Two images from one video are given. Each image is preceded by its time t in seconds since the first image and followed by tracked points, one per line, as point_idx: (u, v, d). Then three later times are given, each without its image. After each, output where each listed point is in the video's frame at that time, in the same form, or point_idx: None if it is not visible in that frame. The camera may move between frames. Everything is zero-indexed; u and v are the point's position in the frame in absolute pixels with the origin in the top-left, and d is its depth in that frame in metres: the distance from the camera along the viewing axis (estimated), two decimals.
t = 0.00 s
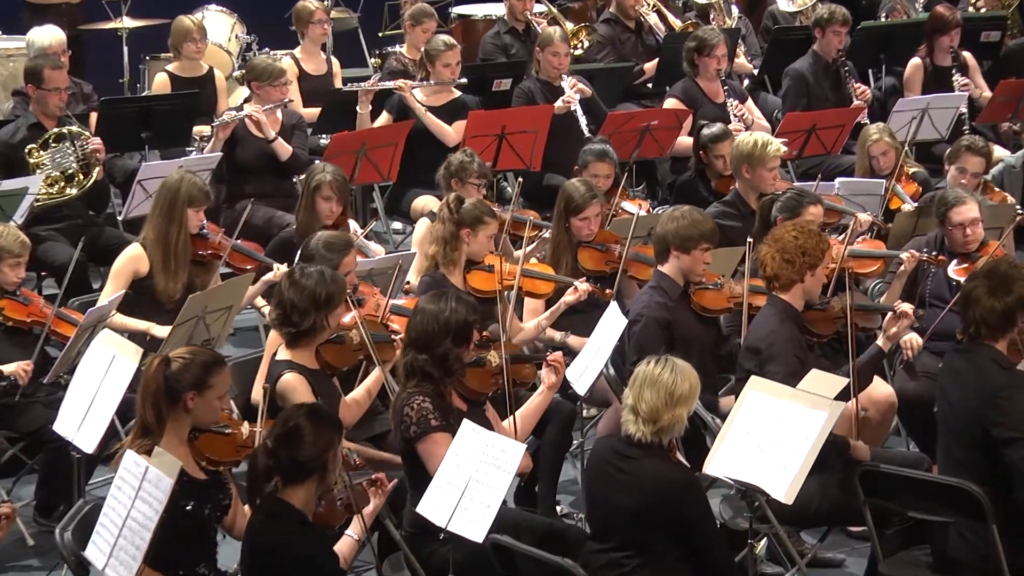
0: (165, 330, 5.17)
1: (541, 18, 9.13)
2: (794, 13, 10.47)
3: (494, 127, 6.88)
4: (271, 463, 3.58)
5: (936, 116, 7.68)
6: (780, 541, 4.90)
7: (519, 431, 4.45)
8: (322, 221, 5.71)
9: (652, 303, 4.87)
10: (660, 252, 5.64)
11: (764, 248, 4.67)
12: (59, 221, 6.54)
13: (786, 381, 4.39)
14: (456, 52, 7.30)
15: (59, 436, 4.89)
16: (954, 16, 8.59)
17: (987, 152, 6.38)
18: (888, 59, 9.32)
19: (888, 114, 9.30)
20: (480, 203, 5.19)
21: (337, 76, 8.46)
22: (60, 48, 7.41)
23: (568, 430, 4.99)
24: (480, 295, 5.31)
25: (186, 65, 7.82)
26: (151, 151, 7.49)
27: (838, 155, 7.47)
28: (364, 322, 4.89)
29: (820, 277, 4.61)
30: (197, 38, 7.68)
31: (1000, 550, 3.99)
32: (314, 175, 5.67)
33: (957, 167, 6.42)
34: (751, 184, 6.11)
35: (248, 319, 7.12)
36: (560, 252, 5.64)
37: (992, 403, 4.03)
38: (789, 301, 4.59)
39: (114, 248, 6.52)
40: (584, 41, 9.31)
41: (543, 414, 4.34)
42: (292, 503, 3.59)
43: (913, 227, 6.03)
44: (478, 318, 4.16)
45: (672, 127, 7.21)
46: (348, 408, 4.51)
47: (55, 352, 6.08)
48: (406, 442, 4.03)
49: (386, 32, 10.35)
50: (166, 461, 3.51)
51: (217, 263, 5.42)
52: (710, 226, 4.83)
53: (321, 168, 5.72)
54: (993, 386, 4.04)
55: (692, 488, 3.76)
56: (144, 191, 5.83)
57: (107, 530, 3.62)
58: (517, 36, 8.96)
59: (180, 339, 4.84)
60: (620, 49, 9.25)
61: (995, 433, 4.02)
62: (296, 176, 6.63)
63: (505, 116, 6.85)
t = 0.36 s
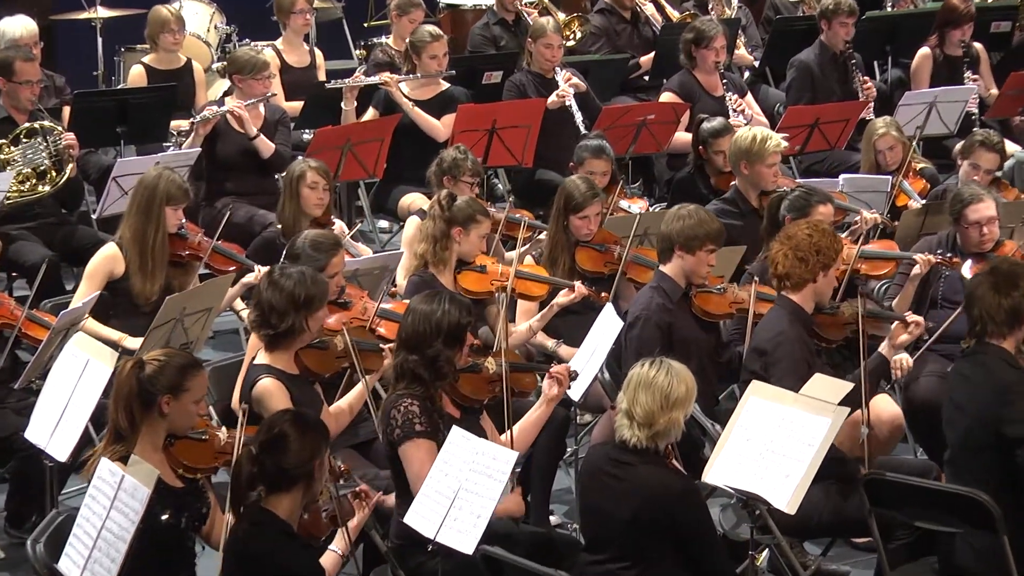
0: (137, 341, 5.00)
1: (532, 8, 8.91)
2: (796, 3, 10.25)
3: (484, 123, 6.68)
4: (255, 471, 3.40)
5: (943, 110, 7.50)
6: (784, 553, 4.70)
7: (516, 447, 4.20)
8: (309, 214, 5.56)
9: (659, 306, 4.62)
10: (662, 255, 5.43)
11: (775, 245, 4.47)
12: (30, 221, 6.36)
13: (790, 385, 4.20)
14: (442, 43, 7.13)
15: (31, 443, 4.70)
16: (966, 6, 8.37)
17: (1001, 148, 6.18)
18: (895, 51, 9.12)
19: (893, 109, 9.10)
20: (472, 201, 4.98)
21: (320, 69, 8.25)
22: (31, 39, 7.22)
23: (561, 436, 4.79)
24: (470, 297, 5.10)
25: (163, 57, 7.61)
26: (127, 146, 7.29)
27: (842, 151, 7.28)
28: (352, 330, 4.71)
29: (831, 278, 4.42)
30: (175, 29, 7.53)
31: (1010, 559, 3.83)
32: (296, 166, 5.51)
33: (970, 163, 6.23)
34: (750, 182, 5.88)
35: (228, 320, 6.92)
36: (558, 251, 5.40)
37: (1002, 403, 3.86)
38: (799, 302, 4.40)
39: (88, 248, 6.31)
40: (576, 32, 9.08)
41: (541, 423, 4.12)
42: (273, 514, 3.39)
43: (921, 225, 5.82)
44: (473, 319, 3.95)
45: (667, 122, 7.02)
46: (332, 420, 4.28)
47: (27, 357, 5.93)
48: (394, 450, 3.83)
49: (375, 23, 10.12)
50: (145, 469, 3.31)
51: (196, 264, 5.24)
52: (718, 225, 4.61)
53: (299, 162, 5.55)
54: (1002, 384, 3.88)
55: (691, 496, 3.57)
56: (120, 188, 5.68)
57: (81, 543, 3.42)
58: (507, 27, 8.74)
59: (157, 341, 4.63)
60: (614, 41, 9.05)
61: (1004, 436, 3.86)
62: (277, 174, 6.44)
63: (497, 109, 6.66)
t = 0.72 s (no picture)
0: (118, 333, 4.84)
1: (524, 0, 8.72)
2: None
3: (473, 118, 6.51)
4: (237, 480, 3.23)
5: (950, 104, 7.34)
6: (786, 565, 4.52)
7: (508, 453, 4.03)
8: (289, 214, 5.38)
9: (660, 308, 4.43)
10: (662, 254, 5.28)
11: (773, 245, 4.29)
12: (3, 220, 6.19)
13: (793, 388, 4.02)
14: (429, 35, 6.94)
15: None
16: None
17: (1012, 143, 6.01)
18: (898, 44, 8.94)
19: (896, 104, 8.91)
20: (460, 199, 4.80)
21: (303, 61, 8.05)
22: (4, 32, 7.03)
23: (553, 444, 4.62)
24: (460, 298, 4.94)
25: (139, 49, 7.44)
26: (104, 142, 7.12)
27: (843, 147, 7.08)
28: (331, 330, 4.47)
29: (832, 279, 4.24)
30: (151, 20, 7.33)
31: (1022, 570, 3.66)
32: (274, 166, 5.35)
33: (980, 158, 6.04)
34: (754, 180, 5.69)
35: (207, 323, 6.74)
36: (554, 249, 5.20)
37: (1007, 406, 3.68)
38: (798, 304, 4.22)
39: (62, 247, 6.13)
40: (569, 23, 8.82)
41: (532, 430, 3.94)
42: (253, 525, 3.20)
43: (926, 225, 5.63)
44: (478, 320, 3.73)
45: (665, 117, 6.83)
46: (315, 426, 4.09)
47: None
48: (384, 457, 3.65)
49: (361, 13, 9.89)
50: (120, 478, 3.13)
51: (174, 266, 5.07)
52: (729, 224, 4.45)
53: (280, 159, 5.39)
54: (1006, 384, 3.69)
55: (689, 504, 3.40)
56: (96, 186, 5.57)
57: (53, 555, 3.23)
58: (497, 19, 8.52)
59: (131, 345, 4.45)
60: (608, 33, 8.87)
61: (1011, 438, 3.68)
62: (260, 171, 6.29)
63: (488, 103, 6.49)
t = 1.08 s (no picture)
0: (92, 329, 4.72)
1: None
2: None
3: (462, 115, 6.38)
4: (223, 487, 3.09)
5: (951, 100, 7.22)
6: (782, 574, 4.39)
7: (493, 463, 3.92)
8: (270, 215, 5.26)
9: (653, 312, 4.30)
10: (657, 256, 5.15)
11: (767, 248, 4.18)
12: None
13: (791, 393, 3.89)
14: (417, 32, 6.82)
15: None
16: None
17: (1011, 143, 5.89)
18: (898, 38, 8.82)
19: (895, 101, 8.77)
20: (447, 198, 4.67)
21: (287, 57, 7.92)
22: None
23: (543, 451, 4.49)
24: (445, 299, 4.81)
25: (118, 45, 7.32)
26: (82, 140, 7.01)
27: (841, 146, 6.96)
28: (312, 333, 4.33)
29: (826, 284, 4.12)
30: (131, 16, 7.20)
31: None
32: (254, 166, 5.22)
33: (979, 158, 5.92)
34: (755, 180, 5.57)
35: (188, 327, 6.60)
36: (546, 251, 5.08)
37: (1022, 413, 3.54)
38: (790, 309, 4.10)
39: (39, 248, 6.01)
40: (561, 19, 8.43)
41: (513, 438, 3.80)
42: (236, 534, 3.06)
43: (926, 225, 5.51)
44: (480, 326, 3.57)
45: (658, 114, 6.71)
46: (297, 431, 3.96)
47: None
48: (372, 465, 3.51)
49: (346, 6, 9.73)
50: (98, 485, 2.98)
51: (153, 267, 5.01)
52: (724, 229, 4.31)
53: (260, 158, 5.26)
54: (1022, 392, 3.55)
55: (683, 513, 3.27)
56: (74, 186, 5.51)
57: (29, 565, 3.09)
58: (487, 14, 8.38)
59: (110, 351, 4.31)
60: (600, 28, 8.75)
61: None
62: (242, 172, 6.18)
63: (476, 100, 6.35)
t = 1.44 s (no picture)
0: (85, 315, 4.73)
1: None
2: None
3: (443, 116, 6.38)
4: (208, 487, 3.06)
5: (930, 102, 7.23)
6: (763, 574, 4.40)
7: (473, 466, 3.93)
8: (249, 218, 5.26)
9: (626, 320, 4.32)
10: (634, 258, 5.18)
11: (759, 252, 4.15)
12: None
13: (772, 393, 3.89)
14: (400, 33, 6.84)
15: None
16: None
17: (988, 145, 5.90)
18: (879, 40, 8.84)
19: (877, 102, 8.79)
20: (429, 201, 4.67)
21: (268, 59, 7.91)
22: None
23: (524, 452, 4.48)
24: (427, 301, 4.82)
25: (98, 46, 7.31)
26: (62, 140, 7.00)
27: (822, 147, 6.98)
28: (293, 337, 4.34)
29: (817, 292, 4.12)
30: (110, 16, 7.18)
31: None
32: (234, 169, 5.23)
33: (956, 160, 5.95)
34: (738, 183, 5.58)
35: (169, 330, 6.58)
36: (526, 255, 5.08)
37: (1011, 422, 3.52)
38: (778, 315, 4.09)
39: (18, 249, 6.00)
40: (542, 20, 8.60)
41: (492, 444, 3.82)
42: (216, 535, 3.05)
43: (907, 226, 5.52)
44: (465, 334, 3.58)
45: (640, 115, 6.71)
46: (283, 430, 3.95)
47: None
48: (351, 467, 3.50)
49: (327, 7, 9.73)
50: (79, 486, 2.96)
51: (133, 268, 5.05)
52: (695, 234, 4.27)
53: (240, 160, 5.28)
54: (1013, 404, 3.53)
55: (664, 514, 3.27)
56: (53, 188, 5.54)
57: (10, 566, 3.07)
58: (468, 15, 8.38)
59: (91, 353, 4.30)
60: (582, 29, 8.75)
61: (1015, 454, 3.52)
62: (222, 174, 6.19)
63: (457, 101, 6.35)
